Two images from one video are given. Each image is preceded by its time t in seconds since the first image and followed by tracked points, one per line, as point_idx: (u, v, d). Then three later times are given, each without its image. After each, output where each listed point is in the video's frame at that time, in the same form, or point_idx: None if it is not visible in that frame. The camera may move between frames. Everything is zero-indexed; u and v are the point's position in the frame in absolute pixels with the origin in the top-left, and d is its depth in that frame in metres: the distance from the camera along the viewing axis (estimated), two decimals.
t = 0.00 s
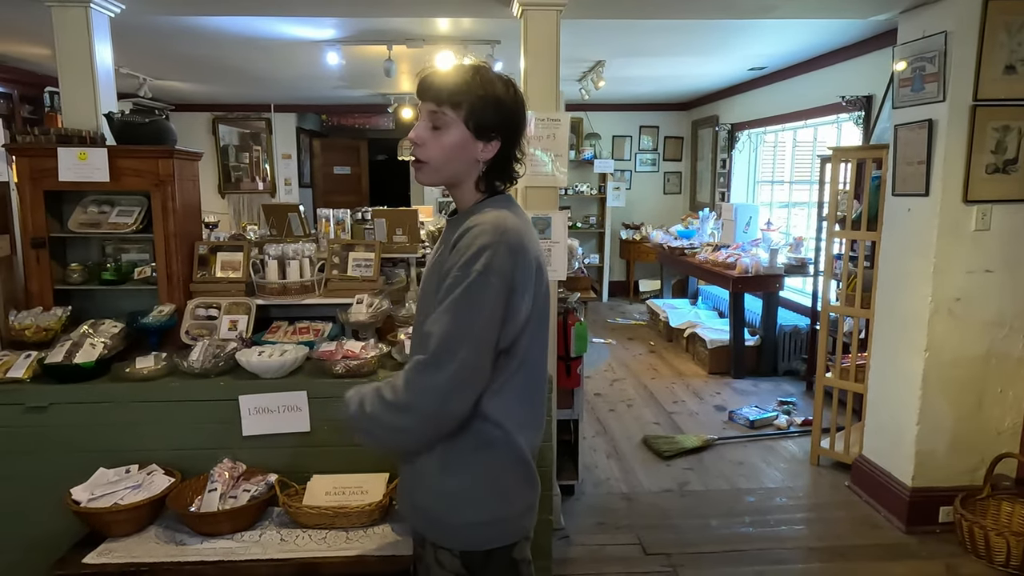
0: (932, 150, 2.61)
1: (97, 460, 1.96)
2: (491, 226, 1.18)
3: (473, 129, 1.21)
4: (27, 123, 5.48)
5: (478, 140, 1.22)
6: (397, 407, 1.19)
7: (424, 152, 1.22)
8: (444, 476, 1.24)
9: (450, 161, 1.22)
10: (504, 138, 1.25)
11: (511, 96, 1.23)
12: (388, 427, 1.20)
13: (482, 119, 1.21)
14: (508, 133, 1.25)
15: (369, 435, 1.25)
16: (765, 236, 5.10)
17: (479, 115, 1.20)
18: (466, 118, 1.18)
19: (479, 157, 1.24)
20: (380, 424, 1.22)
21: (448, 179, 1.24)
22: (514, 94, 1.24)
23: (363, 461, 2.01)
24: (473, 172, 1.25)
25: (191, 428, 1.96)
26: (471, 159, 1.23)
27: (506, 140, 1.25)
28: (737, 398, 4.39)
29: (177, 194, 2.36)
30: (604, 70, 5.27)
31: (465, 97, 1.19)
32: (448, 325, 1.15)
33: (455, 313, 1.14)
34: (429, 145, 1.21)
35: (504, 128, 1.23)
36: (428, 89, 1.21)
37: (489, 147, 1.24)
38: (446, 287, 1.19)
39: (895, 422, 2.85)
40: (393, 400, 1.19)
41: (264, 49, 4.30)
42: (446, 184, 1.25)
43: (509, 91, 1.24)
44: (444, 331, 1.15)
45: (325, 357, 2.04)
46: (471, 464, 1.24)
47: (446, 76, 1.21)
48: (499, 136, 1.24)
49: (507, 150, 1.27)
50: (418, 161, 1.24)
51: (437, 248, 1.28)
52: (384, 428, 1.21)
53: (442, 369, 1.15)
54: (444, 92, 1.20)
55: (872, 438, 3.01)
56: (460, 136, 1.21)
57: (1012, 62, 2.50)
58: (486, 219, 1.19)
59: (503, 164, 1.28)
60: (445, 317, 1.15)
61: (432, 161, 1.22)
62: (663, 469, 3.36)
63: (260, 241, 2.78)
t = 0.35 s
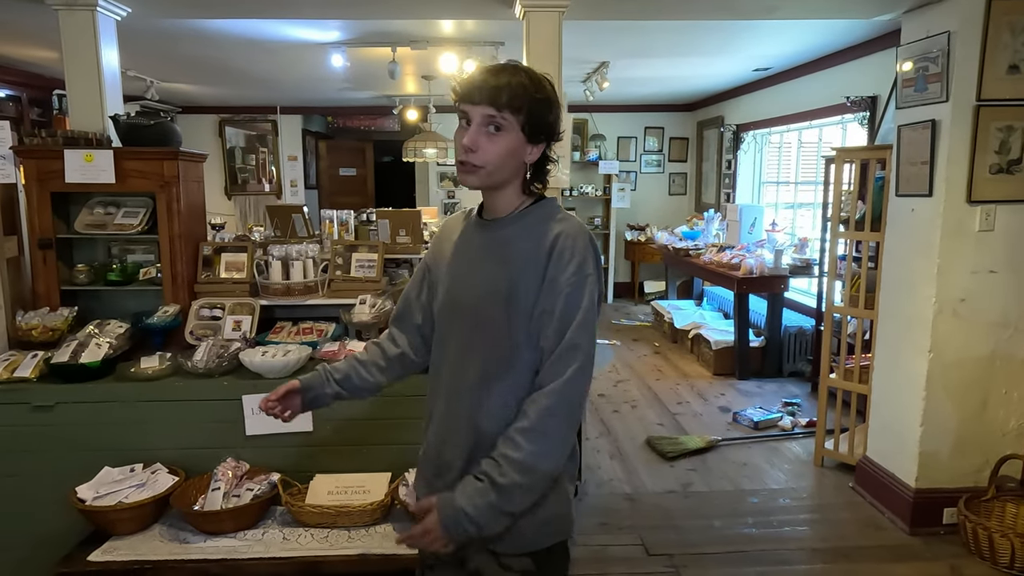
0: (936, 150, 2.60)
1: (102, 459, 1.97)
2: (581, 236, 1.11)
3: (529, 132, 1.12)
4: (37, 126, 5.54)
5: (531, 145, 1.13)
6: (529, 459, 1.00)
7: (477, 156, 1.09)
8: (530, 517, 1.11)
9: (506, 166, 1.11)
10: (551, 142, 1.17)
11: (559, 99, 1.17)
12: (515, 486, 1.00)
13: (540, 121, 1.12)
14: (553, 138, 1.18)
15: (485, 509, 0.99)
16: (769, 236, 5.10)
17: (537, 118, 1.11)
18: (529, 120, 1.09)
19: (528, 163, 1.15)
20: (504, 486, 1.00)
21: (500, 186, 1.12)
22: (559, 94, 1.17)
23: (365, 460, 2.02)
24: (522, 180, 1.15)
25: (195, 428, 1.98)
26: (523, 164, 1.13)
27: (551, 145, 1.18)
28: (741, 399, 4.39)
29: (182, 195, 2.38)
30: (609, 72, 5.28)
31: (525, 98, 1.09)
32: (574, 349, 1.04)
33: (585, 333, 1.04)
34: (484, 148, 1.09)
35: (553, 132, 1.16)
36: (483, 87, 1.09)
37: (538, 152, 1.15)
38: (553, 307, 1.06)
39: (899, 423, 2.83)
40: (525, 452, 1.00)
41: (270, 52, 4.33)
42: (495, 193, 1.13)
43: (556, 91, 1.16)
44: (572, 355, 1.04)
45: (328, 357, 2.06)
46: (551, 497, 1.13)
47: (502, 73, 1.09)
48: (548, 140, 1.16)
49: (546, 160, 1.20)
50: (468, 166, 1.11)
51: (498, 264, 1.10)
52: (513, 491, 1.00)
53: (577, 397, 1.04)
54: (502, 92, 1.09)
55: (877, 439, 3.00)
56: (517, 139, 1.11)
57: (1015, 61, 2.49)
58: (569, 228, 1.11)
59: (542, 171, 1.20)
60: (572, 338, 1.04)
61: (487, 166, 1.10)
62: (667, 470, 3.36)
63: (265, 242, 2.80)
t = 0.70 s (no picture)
0: (940, 151, 2.60)
1: (109, 458, 2.00)
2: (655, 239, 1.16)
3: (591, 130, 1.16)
4: (46, 128, 5.59)
5: (593, 144, 1.17)
6: (669, 473, 1.12)
7: (541, 154, 1.13)
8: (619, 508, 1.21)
9: (569, 163, 1.14)
10: (612, 142, 1.20)
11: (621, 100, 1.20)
12: (669, 502, 1.12)
13: (601, 120, 1.16)
14: (616, 138, 1.21)
15: (658, 529, 1.12)
16: (774, 237, 5.10)
17: (597, 117, 1.15)
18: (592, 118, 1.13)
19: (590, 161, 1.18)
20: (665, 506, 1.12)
21: (563, 185, 1.15)
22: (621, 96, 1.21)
23: (368, 460, 2.04)
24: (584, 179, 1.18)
25: (200, 428, 2.00)
26: (585, 162, 1.16)
27: (612, 145, 1.21)
28: (746, 400, 4.38)
29: (188, 197, 2.41)
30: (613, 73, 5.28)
31: (587, 97, 1.13)
32: (669, 357, 1.12)
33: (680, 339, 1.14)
34: (547, 146, 1.13)
35: (615, 132, 1.19)
36: (545, 88, 1.14)
37: (599, 151, 1.19)
38: (652, 317, 1.11)
39: (904, 424, 2.83)
40: (672, 467, 1.12)
41: (276, 54, 4.36)
42: (559, 192, 1.16)
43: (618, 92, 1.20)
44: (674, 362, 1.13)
45: (331, 357, 2.04)
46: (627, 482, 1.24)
47: (565, 75, 1.14)
48: (609, 140, 1.19)
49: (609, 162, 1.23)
50: (530, 164, 1.14)
51: (592, 278, 1.10)
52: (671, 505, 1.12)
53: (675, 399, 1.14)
54: (566, 91, 1.13)
55: (881, 441, 2.99)
56: (579, 137, 1.14)
57: (1019, 62, 2.49)
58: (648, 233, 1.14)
59: (603, 172, 1.23)
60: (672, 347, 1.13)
61: (550, 163, 1.13)
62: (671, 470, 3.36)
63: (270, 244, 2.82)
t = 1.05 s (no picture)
0: (945, 152, 2.59)
1: (116, 459, 2.01)
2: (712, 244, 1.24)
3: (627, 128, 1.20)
4: (55, 131, 5.64)
5: (633, 140, 1.21)
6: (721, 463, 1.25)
7: (579, 154, 1.19)
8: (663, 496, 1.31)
9: (607, 162, 1.19)
10: (655, 138, 1.24)
11: (660, 96, 1.24)
12: (715, 491, 1.25)
13: (638, 117, 1.21)
14: (658, 134, 1.25)
15: (702, 515, 1.25)
16: (781, 238, 5.08)
17: (633, 114, 1.20)
18: (625, 116, 1.18)
19: (634, 157, 1.22)
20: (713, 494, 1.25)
21: (606, 183, 1.20)
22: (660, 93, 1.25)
23: (372, 462, 2.04)
24: (626, 177, 1.22)
25: (206, 429, 2.01)
26: (627, 159, 1.21)
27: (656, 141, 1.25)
28: (752, 402, 4.37)
29: (195, 200, 2.43)
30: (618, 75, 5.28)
31: (620, 97, 1.19)
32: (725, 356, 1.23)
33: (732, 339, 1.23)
34: (585, 146, 1.19)
35: (656, 128, 1.23)
36: (580, 95, 1.21)
37: (642, 147, 1.23)
38: (710, 320, 1.21)
39: (910, 426, 2.82)
40: (719, 458, 1.25)
41: (282, 57, 4.38)
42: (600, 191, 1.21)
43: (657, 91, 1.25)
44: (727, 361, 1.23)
45: (336, 359, 2.04)
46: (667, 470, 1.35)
47: (598, 80, 1.21)
48: (651, 135, 1.23)
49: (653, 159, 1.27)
50: (572, 165, 1.21)
51: (658, 284, 1.18)
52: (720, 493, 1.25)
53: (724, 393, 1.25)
54: (599, 92, 1.19)
55: (887, 443, 2.98)
56: (617, 134, 1.20)
57: None
58: (707, 239, 1.21)
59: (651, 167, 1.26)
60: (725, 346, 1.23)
61: (589, 162, 1.19)
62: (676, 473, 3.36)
63: (275, 246, 2.84)
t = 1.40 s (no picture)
0: (955, 153, 2.58)
1: (127, 459, 2.03)
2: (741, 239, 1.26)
3: (649, 126, 1.23)
4: (66, 134, 5.70)
5: (655, 139, 1.24)
6: (758, 457, 1.25)
7: (602, 152, 1.23)
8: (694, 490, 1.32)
9: (629, 160, 1.22)
10: (678, 137, 1.26)
11: (684, 96, 1.26)
12: (759, 487, 1.25)
13: (661, 116, 1.23)
14: (680, 133, 1.27)
15: (750, 512, 1.25)
16: (789, 240, 5.06)
17: (656, 112, 1.23)
18: (647, 116, 1.20)
19: (656, 156, 1.25)
20: (754, 489, 1.25)
21: (628, 180, 1.23)
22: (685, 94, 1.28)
23: (380, 462, 2.05)
24: (648, 174, 1.24)
25: (216, 430, 2.03)
26: (649, 157, 1.24)
27: (680, 140, 1.27)
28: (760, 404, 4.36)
29: (204, 202, 2.44)
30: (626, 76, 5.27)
31: (642, 96, 1.22)
32: (757, 350, 1.24)
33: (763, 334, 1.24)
34: (608, 144, 1.22)
35: (679, 127, 1.26)
36: (604, 95, 1.24)
37: (665, 146, 1.25)
38: (741, 314, 1.22)
39: (919, 428, 2.80)
40: (760, 454, 1.25)
41: (291, 60, 4.41)
42: (623, 187, 1.24)
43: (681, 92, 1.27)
44: (758, 356, 1.24)
45: (344, 360, 2.06)
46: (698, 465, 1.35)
47: (621, 81, 1.24)
48: (674, 134, 1.26)
49: (677, 157, 1.29)
50: (595, 163, 1.24)
51: (687, 279, 1.20)
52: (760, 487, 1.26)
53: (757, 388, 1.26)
54: (621, 92, 1.22)
55: (896, 445, 2.96)
56: (639, 133, 1.22)
57: None
58: (732, 235, 1.23)
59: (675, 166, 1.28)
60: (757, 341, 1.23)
61: (612, 159, 1.22)
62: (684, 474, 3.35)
63: (283, 247, 2.85)
